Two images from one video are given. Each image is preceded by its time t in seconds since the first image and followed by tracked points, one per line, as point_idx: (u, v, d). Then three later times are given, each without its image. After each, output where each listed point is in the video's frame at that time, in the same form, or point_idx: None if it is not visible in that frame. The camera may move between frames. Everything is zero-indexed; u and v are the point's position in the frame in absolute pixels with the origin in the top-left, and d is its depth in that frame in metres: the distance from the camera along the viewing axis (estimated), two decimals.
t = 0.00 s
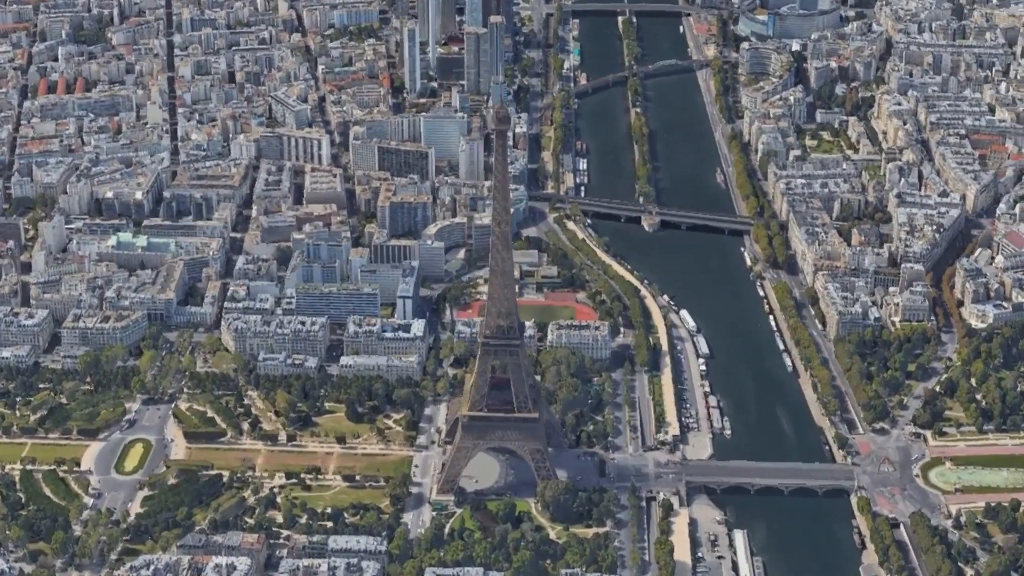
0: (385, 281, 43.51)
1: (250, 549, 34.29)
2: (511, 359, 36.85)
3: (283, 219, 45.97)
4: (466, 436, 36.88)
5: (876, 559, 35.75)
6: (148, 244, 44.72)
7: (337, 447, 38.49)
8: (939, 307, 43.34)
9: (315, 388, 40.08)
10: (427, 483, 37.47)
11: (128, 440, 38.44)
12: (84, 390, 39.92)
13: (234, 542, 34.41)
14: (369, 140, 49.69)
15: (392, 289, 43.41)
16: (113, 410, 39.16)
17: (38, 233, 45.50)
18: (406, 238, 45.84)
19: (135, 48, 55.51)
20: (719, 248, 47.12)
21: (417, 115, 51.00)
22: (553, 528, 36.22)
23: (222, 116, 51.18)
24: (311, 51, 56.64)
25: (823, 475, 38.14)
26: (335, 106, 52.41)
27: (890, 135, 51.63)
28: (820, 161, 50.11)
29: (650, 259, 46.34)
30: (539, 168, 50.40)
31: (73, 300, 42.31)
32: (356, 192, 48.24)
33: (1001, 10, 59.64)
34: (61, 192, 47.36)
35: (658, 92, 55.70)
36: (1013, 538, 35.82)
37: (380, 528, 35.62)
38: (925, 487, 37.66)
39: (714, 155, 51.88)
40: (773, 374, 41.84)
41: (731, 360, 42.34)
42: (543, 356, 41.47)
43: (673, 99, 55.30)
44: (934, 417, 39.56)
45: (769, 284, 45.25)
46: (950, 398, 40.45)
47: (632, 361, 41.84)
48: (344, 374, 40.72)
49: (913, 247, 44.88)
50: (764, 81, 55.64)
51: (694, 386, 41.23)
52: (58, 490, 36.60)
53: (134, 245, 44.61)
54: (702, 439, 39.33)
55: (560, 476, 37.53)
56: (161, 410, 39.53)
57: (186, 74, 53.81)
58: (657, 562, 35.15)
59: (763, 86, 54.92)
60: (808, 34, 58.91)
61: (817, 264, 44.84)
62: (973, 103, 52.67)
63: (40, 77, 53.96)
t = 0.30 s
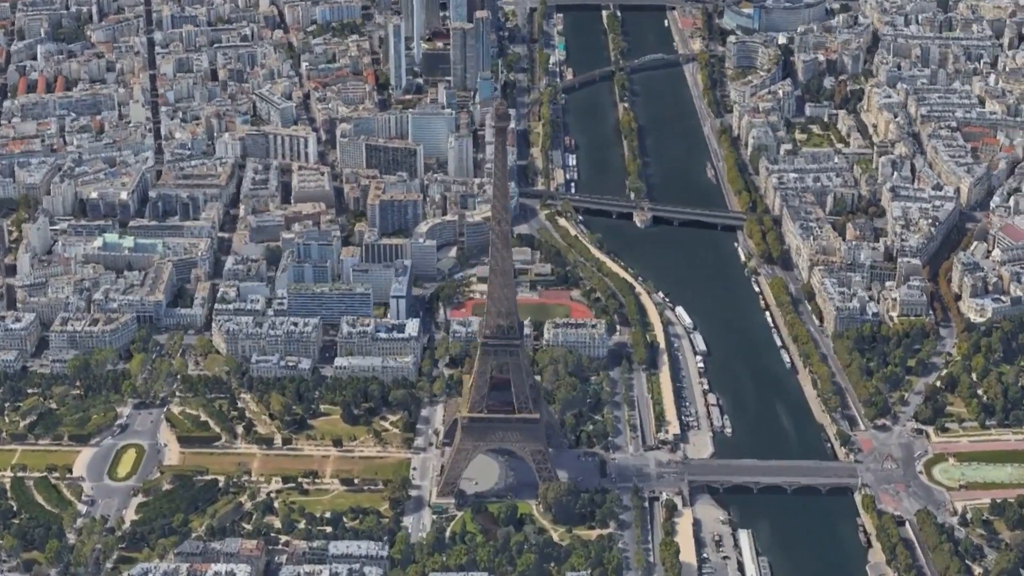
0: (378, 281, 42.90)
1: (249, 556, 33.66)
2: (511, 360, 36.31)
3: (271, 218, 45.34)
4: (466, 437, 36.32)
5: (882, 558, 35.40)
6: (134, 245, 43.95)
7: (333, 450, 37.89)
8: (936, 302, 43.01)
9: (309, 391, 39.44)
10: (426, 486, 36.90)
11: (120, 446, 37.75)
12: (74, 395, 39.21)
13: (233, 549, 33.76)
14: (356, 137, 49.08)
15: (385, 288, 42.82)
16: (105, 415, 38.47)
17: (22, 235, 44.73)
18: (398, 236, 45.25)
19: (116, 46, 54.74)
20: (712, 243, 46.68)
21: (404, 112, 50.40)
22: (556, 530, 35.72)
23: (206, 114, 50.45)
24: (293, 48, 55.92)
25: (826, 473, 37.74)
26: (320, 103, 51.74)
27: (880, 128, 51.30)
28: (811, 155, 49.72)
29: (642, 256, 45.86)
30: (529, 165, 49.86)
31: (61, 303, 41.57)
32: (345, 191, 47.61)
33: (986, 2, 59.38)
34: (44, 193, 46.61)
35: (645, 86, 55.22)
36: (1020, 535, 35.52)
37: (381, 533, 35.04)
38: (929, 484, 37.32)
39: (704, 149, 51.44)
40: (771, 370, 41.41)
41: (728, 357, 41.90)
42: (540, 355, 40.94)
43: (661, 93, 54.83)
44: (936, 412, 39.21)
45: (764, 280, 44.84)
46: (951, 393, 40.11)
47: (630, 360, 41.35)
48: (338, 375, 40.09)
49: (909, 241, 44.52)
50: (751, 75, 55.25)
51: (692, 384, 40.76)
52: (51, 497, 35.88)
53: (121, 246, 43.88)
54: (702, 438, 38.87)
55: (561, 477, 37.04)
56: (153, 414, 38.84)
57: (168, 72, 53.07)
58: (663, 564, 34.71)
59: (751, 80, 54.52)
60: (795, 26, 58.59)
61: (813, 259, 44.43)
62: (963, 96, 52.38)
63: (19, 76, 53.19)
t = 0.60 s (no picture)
0: (371, 281, 42.38)
1: (248, 561, 33.16)
2: (511, 360, 35.89)
3: (262, 218, 44.86)
4: (466, 439, 35.89)
5: (887, 556, 35.13)
6: (116, 245, 43.35)
7: (330, 452, 37.43)
8: (935, 297, 42.75)
9: (305, 392, 38.97)
10: (426, 488, 36.48)
11: (114, 450, 37.23)
12: (66, 399, 38.66)
13: (232, 554, 33.25)
14: (346, 135, 48.61)
15: (379, 288, 42.35)
16: (98, 418, 37.95)
17: (9, 237, 44.14)
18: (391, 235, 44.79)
19: (100, 44, 54.15)
20: (707, 240, 46.37)
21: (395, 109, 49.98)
22: (558, 532, 35.33)
23: (193, 113, 49.92)
24: (280, 45, 55.39)
25: (829, 471, 37.44)
26: (308, 101, 51.25)
27: (873, 123, 51.04)
28: (805, 150, 49.43)
29: (637, 253, 45.52)
30: (520, 162, 49.46)
31: (51, 305, 41.01)
32: (335, 189, 47.14)
33: None
34: (31, 194, 46.02)
35: (635, 82, 54.87)
36: None
37: (381, 536, 34.60)
38: (933, 482, 37.07)
39: (696, 146, 51.12)
40: (770, 368, 41.12)
41: (727, 355, 41.59)
42: (537, 354, 40.54)
43: (651, 89, 54.48)
44: (937, 409, 38.95)
45: (761, 277, 44.53)
46: (951, 389, 39.85)
47: (628, 358, 40.99)
48: (334, 377, 39.61)
49: (906, 236, 44.25)
50: (741, 70, 54.96)
51: (691, 382, 40.43)
52: (45, 503, 35.33)
53: (110, 247, 43.33)
54: (703, 436, 38.55)
55: (562, 478, 36.65)
56: (147, 417, 38.33)
57: (154, 70, 52.51)
58: (667, 565, 34.36)
59: (742, 75, 54.22)
60: (783, 21, 58.23)
61: (810, 256, 44.13)
62: (955, 90, 52.17)
63: (3, 75, 52.56)
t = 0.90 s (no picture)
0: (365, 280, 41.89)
1: (248, 567, 32.66)
2: (512, 360, 35.44)
3: (253, 217, 44.35)
4: (466, 440, 35.48)
5: (892, 555, 34.86)
6: (105, 245, 42.79)
7: (328, 454, 36.97)
8: (933, 293, 42.49)
9: (301, 394, 38.49)
10: (426, 490, 36.05)
11: (108, 455, 36.70)
12: (58, 403, 38.12)
13: (231, 560, 32.75)
14: (335, 133, 48.12)
15: (373, 288, 41.90)
16: (91, 422, 37.41)
17: None
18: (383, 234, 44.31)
19: (84, 42, 53.54)
20: (701, 237, 46.02)
21: (384, 107, 49.53)
22: (560, 534, 34.95)
23: (180, 112, 49.37)
24: (266, 43, 54.84)
25: (831, 469, 37.13)
26: (296, 99, 50.74)
27: (865, 118, 50.77)
28: (797, 146, 49.12)
29: (631, 250, 45.15)
30: (511, 159, 49.04)
31: (40, 308, 40.44)
32: (326, 188, 46.66)
33: None
34: (18, 195, 45.42)
35: (624, 78, 54.49)
36: None
37: (382, 539, 34.17)
38: (935, 479, 36.81)
39: (688, 141, 50.77)
40: (769, 365, 40.79)
41: (724, 352, 41.24)
42: (534, 353, 40.13)
43: (640, 85, 54.10)
44: (938, 406, 38.69)
45: (757, 273, 44.21)
46: (952, 385, 39.60)
47: (626, 357, 40.63)
48: (330, 378, 39.14)
49: (902, 232, 43.98)
50: (731, 65, 54.61)
51: (689, 380, 40.08)
52: (39, 510, 34.79)
53: (99, 249, 42.76)
54: (703, 435, 38.21)
55: (563, 479, 36.28)
56: (141, 421, 37.80)
57: (139, 69, 51.94)
58: (672, 566, 34.02)
59: (732, 70, 53.88)
60: (772, 16, 57.90)
61: (806, 252, 43.82)
62: (947, 84, 51.94)
63: None
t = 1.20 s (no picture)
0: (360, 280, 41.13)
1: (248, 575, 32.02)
2: (512, 359, 34.88)
3: (240, 216, 43.68)
4: (466, 442, 34.91)
5: (899, 553, 34.50)
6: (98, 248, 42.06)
7: (324, 458, 36.35)
8: (929, 287, 42.16)
9: (295, 397, 37.85)
10: (425, 494, 35.47)
11: (100, 461, 35.98)
12: (47, 409, 37.37)
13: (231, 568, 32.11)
14: (321, 130, 47.45)
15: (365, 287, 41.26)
16: (81, 429, 36.67)
17: None
18: (373, 233, 43.74)
19: (62, 41, 52.73)
20: (693, 233, 45.57)
21: (370, 103, 48.89)
22: (563, 536, 34.44)
23: (162, 111, 48.62)
24: (246, 40, 54.10)
25: (834, 466, 36.74)
26: (279, 96, 50.05)
27: (854, 111, 50.41)
28: (787, 139, 48.72)
29: (624, 247, 44.67)
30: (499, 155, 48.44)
31: (26, 312, 39.65)
32: (313, 186, 46.00)
33: None
34: None
35: (609, 72, 53.98)
36: None
37: (383, 544, 33.58)
38: (939, 475, 36.48)
39: (676, 136, 50.31)
40: (767, 362, 40.38)
41: (721, 349, 40.79)
42: (530, 352, 39.59)
43: (626, 79, 53.61)
44: (939, 401, 38.36)
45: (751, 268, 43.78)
46: (952, 379, 39.28)
47: (622, 355, 40.13)
48: (323, 380, 38.50)
49: (897, 225, 43.62)
50: (717, 58, 54.16)
51: (687, 377, 39.62)
52: (31, 519, 34.05)
53: (84, 250, 41.99)
54: (704, 433, 37.76)
55: (564, 480, 35.77)
56: (132, 426, 37.09)
57: (119, 68, 51.17)
58: (678, 568, 33.57)
59: (718, 64, 53.42)
60: (757, 8, 57.50)
61: (800, 246, 43.40)
62: (935, 76, 51.65)
63: None
